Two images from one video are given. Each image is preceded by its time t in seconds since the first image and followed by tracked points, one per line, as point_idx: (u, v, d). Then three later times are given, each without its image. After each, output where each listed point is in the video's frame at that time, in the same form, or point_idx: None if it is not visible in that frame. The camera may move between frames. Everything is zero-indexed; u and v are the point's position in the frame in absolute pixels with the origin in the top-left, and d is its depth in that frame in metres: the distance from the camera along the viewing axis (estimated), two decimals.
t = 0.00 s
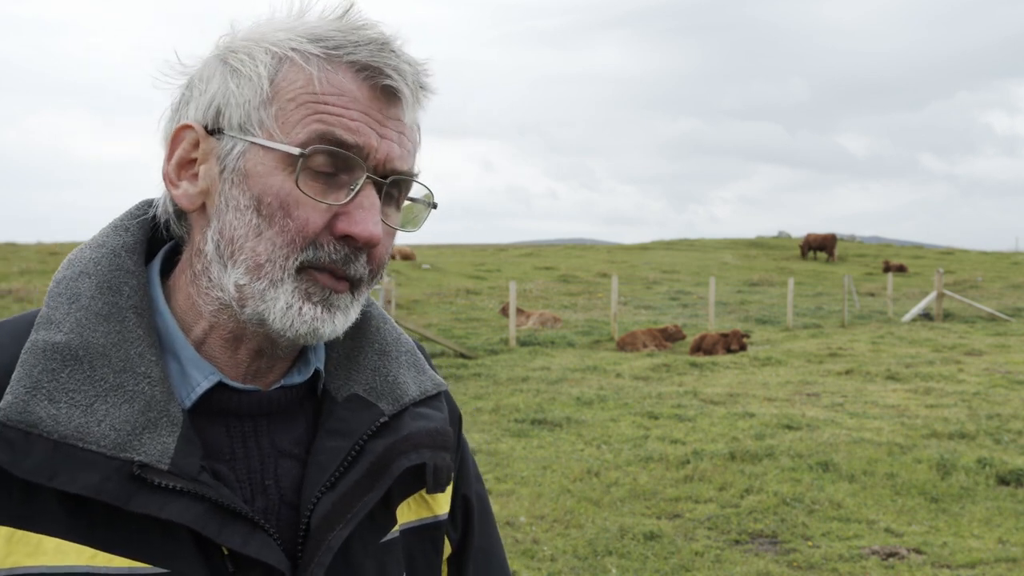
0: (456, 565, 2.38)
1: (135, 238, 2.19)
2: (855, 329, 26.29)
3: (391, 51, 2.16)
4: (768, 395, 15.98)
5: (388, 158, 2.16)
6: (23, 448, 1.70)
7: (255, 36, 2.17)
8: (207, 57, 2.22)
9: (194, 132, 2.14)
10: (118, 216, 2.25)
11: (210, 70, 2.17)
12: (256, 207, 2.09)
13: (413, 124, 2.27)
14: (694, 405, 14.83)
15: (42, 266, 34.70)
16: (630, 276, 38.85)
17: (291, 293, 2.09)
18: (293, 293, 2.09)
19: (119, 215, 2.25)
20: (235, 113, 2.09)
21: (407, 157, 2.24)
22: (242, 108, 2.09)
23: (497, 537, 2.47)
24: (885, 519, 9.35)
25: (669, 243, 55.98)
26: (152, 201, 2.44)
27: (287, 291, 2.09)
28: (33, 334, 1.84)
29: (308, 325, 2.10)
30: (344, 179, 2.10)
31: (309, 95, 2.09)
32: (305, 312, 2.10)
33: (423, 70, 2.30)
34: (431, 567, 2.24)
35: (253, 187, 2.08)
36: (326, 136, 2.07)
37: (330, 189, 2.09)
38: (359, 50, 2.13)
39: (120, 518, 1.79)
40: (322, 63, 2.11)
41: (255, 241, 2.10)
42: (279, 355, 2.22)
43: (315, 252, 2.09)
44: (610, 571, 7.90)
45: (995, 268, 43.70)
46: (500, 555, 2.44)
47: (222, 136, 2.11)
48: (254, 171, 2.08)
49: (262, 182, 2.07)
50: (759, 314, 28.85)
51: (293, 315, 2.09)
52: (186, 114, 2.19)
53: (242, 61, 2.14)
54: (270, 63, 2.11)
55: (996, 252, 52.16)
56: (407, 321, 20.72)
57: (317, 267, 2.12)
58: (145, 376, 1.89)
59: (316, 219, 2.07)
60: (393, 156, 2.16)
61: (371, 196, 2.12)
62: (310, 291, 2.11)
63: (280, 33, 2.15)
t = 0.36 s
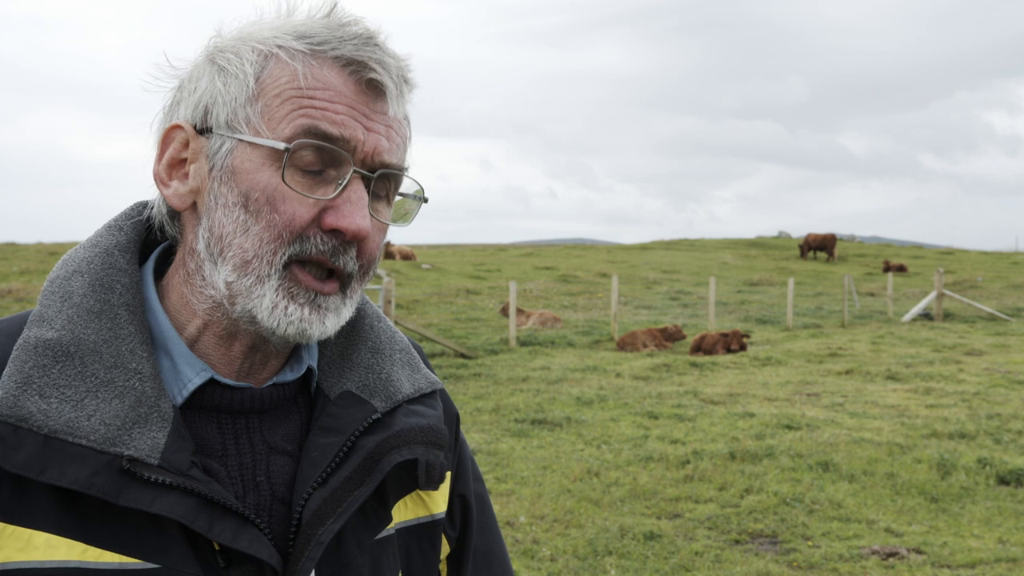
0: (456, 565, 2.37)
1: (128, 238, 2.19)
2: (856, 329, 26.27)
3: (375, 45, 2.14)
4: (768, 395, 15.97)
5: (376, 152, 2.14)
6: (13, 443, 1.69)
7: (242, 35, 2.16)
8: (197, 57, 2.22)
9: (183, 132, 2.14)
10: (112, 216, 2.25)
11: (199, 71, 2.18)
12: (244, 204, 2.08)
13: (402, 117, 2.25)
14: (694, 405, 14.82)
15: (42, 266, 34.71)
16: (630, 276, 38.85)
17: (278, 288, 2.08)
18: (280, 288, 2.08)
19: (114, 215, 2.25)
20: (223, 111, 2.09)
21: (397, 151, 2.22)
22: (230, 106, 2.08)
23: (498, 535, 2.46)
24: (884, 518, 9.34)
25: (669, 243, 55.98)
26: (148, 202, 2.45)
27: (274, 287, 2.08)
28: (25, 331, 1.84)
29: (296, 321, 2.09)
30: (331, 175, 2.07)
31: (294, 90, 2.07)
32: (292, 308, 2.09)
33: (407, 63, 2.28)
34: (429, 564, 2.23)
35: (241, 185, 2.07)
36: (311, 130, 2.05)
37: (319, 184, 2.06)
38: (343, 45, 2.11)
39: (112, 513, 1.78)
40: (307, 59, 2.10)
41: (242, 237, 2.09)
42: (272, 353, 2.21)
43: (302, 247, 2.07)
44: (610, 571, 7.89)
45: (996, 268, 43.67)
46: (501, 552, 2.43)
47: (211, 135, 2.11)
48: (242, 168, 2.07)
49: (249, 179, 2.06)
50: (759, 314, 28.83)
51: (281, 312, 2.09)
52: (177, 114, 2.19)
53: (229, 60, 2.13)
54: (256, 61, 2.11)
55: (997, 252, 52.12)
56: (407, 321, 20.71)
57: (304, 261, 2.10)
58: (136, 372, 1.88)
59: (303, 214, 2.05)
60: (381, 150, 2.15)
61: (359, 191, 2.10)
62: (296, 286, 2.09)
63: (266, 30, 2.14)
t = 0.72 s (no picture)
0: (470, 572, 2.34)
1: (146, 237, 2.17)
2: (856, 329, 26.25)
3: (389, 44, 2.11)
4: (768, 395, 15.94)
5: (389, 151, 2.12)
6: (28, 444, 1.65)
7: (256, 31, 2.13)
8: (212, 55, 2.19)
9: (198, 130, 2.12)
10: (129, 215, 2.23)
11: (213, 68, 2.14)
12: (256, 203, 2.05)
13: (416, 117, 2.23)
14: (694, 405, 14.79)
15: (41, 266, 34.68)
16: (630, 276, 38.81)
17: (292, 288, 2.06)
18: (294, 287, 2.06)
19: (131, 214, 2.23)
20: (236, 110, 2.06)
21: (411, 150, 2.20)
22: (243, 106, 2.05)
23: (513, 539, 2.43)
24: (885, 519, 9.31)
25: (669, 243, 55.96)
26: (163, 201, 2.42)
27: (287, 287, 2.05)
28: (41, 330, 1.81)
29: (311, 318, 2.05)
30: (345, 174, 2.06)
31: (306, 89, 2.04)
32: (307, 306, 2.06)
33: (422, 62, 2.25)
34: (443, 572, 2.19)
35: (254, 184, 2.05)
36: (323, 129, 2.03)
37: (331, 183, 2.05)
38: (355, 44, 2.08)
39: (126, 518, 1.75)
40: (319, 57, 2.07)
41: (254, 236, 2.06)
42: (289, 354, 2.18)
43: (314, 247, 2.05)
44: (610, 571, 7.86)
45: (995, 268, 43.64)
46: (516, 557, 2.40)
47: (224, 133, 2.08)
48: (255, 167, 2.04)
49: (262, 178, 2.04)
50: (759, 314, 28.81)
51: (295, 310, 2.05)
52: (190, 113, 2.17)
53: (243, 58, 2.10)
54: (270, 59, 2.07)
55: (996, 252, 52.09)
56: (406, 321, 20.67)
57: (317, 260, 2.08)
58: (151, 375, 1.85)
59: (315, 215, 2.03)
60: (394, 148, 2.12)
61: (371, 192, 2.08)
62: (310, 283, 2.07)
63: (278, 29, 2.11)
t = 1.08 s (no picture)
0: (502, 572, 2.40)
1: (175, 239, 2.22)
2: (856, 329, 26.30)
3: (417, 43, 2.15)
4: (768, 395, 15.99)
5: (419, 152, 2.16)
6: (56, 441, 1.71)
7: (283, 35, 2.17)
8: (242, 59, 2.23)
9: (228, 135, 2.18)
10: (160, 220, 2.28)
11: (243, 73, 2.19)
12: (287, 206, 2.11)
13: (450, 116, 2.26)
14: (694, 405, 14.84)
15: (40, 266, 34.73)
16: (629, 276, 38.86)
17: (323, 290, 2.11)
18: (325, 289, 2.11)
19: (161, 219, 2.28)
20: (265, 113, 2.11)
21: (445, 149, 2.24)
22: (272, 108, 2.10)
23: (545, 547, 2.48)
24: (885, 519, 9.36)
25: (668, 243, 56.01)
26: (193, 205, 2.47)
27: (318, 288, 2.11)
28: (71, 330, 1.87)
29: (341, 324, 2.11)
30: (374, 175, 2.11)
31: (334, 90, 2.09)
32: (336, 310, 2.11)
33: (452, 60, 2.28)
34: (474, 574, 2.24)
35: (284, 186, 2.10)
36: (352, 130, 2.08)
37: (362, 184, 2.10)
38: (383, 44, 2.12)
39: (154, 515, 1.80)
40: (347, 58, 2.11)
41: (286, 239, 2.12)
42: (318, 355, 2.24)
43: (346, 247, 2.11)
44: (610, 571, 7.91)
45: (995, 268, 43.67)
46: (546, 561, 2.46)
47: (255, 137, 2.13)
48: (286, 169, 2.10)
49: (292, 180, 2.09)
50: (759, 314, 28.85)
51: (325, 314, 2.11)
52: (222, 117, 2.22)
53: (271, 62, 2.15)
54: (297, 62, 2.12)
55: (996, 252, 52.14)
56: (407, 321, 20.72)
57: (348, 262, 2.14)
58: (180, 373, 1.91)
59: (347, 215, 2.09)
60: (424, 150, 2.16)
61: (402, 191, 2.13)
62: (341, 287, 2.13)
63: (306, 31, 2.15)
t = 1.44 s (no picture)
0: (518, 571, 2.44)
1: (196, 234, 2.26)
2: (855, 329, 26.34)
3: (452, 49, 2.19)
4: (768, 395, 16.03)
5: (448, 159, 2.20)
6: (78, 439, 1.75)
7: (316, 32, 2.21)
8: (272, 51, 2.27)
9: (256, 129, 2.22)
10: (181, 212, 2.32)
11: (273, 65, 2.23)
12: (314, 208, 2.15)
13: (478, 122, 2.30)
14: (694, 405, 14.88)
15: (41, 266, 34.78)
16: (629, 276, 38.90)
17: (348, 295, 2.14)
18: (350, 295, 2.14)
19: (182, 210, 2.32)
20: (296, 111, 2.15)
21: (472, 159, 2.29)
22: (303, 106, 2.15)
23: (559, 546, 2.52)
24: (885, 519, 9.40)
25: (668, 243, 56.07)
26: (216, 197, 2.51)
27: (343, 293, 2.14)
28: (92, 326, 1.91)
29: (361, 330, 2.15)
30: (404, 180, 2.15)
31: (367, 92, 2.13)
32: (360, 314, 2.15)
33: (485, 70, 2.34)
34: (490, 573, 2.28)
35: (312, 188, 2.14)
36: (382, 134, 2.12)
37: (390, 192, 2.13)
38: (420, 48, 2.16)
39: (175, 514, 1.85)
40: (381, 59, 2.15)
41: (313, 241, 2.16)
42: (338, 355, 2.27)
43: (371, 254, 2.14)
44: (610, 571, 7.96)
45: (995, 268, 43.69)
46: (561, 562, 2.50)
47: (283, 133, 2.18)
48: (313, 171, 2.14)
49: (320, 181, 2.13)
50: (759, 314, 28.89)
51: (348, 318, 2.14)
52: (248, 112, 2.26)
53: (304, 58, 2.19)
54: (331, 60, 2.16)
55: (997, 252, 52.19)
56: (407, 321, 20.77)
57: (373, 269, 2.17)
58: (201, 371, 1.95)
59: (373, 221, 2.12)
60: (453, 157, 2.21)
61: (430, 199, 2.16)
62: (365, 293, 2.15)
63: (341, 28, 2.19)
